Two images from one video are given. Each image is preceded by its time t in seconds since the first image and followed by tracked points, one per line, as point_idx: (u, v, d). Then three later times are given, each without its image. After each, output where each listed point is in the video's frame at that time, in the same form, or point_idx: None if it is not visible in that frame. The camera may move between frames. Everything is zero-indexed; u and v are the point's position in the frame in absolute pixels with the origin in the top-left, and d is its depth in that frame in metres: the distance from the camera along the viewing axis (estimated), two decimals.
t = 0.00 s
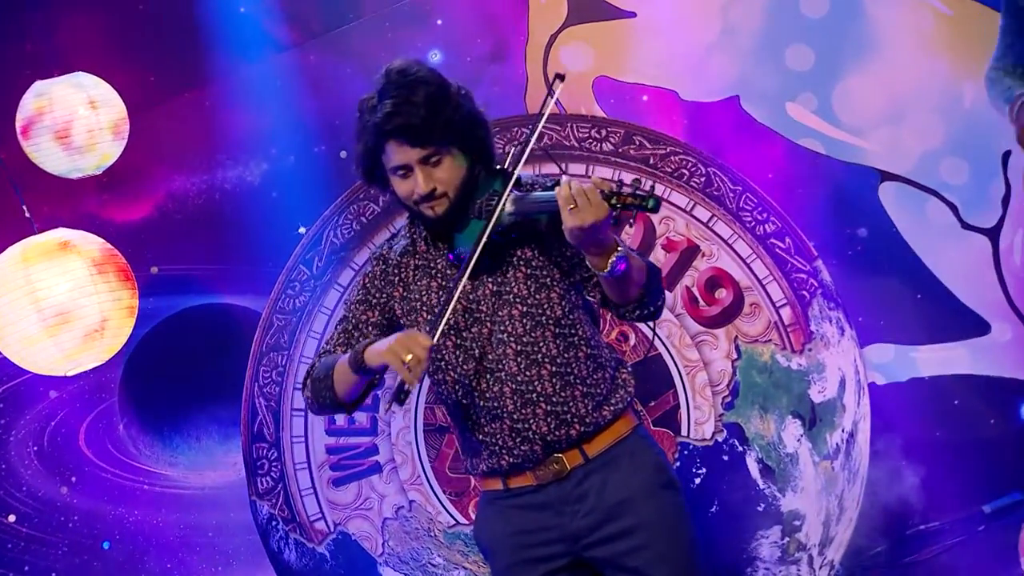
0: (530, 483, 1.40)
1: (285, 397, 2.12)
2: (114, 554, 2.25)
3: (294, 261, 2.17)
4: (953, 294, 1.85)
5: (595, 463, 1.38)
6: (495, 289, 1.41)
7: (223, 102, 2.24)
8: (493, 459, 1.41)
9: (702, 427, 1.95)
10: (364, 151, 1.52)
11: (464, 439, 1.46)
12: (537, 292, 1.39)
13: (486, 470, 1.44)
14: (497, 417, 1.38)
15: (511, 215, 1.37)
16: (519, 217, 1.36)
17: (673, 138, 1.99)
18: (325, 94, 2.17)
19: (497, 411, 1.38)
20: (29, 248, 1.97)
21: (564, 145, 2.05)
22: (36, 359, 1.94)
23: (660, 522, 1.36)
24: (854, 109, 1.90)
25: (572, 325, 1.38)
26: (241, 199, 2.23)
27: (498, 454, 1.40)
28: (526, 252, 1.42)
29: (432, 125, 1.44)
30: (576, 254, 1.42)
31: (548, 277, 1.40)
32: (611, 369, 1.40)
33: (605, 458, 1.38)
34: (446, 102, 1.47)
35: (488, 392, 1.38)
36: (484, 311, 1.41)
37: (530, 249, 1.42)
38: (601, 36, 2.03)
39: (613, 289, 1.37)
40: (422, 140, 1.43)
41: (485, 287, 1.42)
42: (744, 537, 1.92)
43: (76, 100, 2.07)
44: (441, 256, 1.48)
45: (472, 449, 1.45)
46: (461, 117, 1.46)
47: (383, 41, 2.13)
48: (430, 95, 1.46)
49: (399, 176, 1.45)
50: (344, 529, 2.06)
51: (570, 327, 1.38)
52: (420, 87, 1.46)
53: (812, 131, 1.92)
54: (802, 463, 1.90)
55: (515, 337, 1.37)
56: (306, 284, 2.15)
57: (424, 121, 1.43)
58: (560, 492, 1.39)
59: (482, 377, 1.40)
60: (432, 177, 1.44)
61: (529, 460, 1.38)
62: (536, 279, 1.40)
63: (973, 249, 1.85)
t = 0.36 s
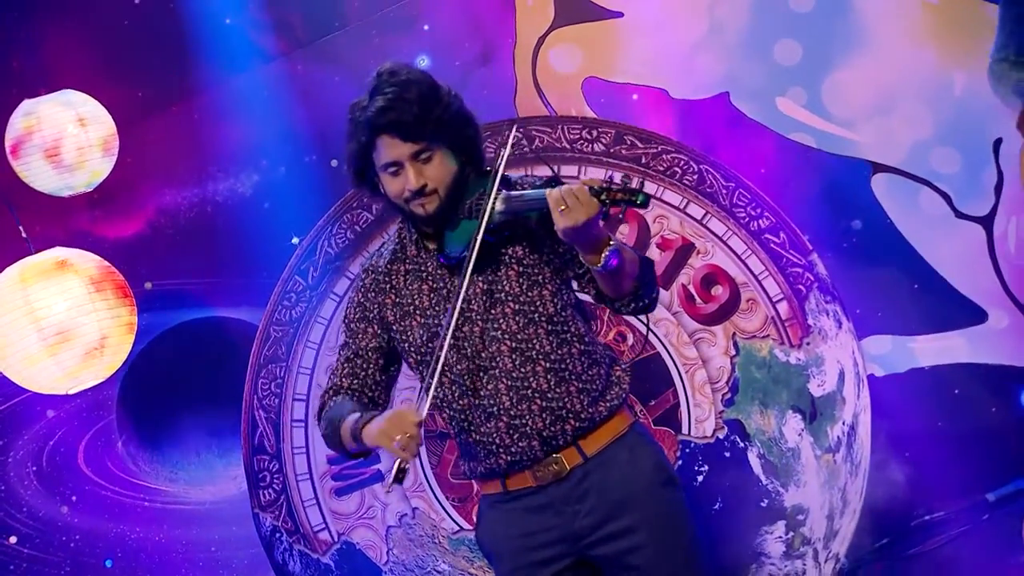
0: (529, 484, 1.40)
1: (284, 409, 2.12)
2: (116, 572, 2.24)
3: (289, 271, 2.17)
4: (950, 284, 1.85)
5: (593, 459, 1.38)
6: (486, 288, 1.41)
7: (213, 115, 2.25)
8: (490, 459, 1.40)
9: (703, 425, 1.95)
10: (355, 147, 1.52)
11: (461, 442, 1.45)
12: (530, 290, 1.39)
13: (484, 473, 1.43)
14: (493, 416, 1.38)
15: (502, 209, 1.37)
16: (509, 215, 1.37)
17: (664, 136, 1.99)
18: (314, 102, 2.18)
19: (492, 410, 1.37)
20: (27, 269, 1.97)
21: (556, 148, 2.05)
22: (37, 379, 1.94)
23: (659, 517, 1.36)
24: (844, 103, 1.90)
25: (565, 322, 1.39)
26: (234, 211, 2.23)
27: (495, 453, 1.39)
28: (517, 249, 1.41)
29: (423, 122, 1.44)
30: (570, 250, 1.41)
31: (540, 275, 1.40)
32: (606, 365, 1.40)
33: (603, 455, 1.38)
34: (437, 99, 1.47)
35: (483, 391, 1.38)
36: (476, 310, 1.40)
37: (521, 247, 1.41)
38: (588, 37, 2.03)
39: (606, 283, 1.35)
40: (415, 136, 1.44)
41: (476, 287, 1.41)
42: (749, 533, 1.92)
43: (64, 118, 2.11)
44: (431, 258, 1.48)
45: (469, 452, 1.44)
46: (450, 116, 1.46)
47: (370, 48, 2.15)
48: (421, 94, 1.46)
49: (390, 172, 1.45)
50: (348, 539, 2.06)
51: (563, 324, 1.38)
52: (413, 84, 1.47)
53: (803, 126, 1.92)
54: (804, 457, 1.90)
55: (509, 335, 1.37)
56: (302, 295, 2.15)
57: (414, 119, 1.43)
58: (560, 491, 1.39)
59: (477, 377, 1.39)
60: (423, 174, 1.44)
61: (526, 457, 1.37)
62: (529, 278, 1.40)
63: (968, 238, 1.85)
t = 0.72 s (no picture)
0: (532, 487, 1.43)
1: (287, 419, 2.15)
2: None
3: (288, 283, 2.20)
4: (937, 275, 1.89)
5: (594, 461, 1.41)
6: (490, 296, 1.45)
7: (206, 130, 2.28)
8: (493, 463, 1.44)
9: (698, 421, 1.99)
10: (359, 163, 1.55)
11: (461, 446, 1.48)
12: (530, 297, 1.43)
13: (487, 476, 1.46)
14: (496, 421, 1.41)
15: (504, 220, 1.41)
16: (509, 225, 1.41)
17: (651, 139, 2.03)
18: (306, 115, 2.22)
19: (495, 415, 1.41)
20: (32, 290, 2.00)
21: (546, 153, 2.09)
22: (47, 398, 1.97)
23: (660, 516, 1.39)
24: (827, 101, 1.94)
25: (564, 329, 1.42)
26: (231, 225, 2.26)
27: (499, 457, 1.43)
28: (517, 257, 1.45)
29: (424, 137, 1.47)
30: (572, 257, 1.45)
31: (540, 283, 1.43)
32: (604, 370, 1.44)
33: (603, 457, 1.41)
34: (438, 115, 1.50)
35: (486, 397, 1.42)
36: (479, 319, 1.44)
37: (522, 254, 1.44)
38: (574, 44, 2.07)
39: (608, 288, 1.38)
40: (420, 152, 1.47)
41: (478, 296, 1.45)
42: (748, 527, 1.95)
43: (61, 139, 2.15)
44: (430, 268, 1.50)
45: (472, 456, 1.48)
46: (452, 130, 1.49)
47: (359, 60, 2.18)
48: (422, 110, 1.48)
49: (394, 187, 1.48)
50: (354, 545, 2.09)
51: (562, 331, 1.41)
52: (413, 100, 1.49)
53: (787, 125, 1.95)
54: (800, 450, 1.93)
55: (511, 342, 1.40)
56: (300, 306, 2.18)
57: (416, 133, 1.46)
58: (562, 493, 1.42)
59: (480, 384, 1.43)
60: (427, 188, 1.47)
61: (529, 460, 1.41)
62: (529, 285, 1.43)
63: (953, 230, 1.89)
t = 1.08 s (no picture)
0: (532, 486, 1.46)
1: (292, 430, 2.18)
2: None
3: (288, 297, 2.23)
4: (926, 269, 1.92)
5: (592, 458, 1.44)
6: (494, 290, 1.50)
7: (202, 147, 2.32)
8: (491, 458, 1.47)
9: (696, 419, 2.02)
10: (385, 143, 1.72)
11: (460, 441, 1.51)
12: (531, 292, 1.48)
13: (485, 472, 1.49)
14: (493, 413, 1.45)
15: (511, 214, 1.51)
16: (517, 210, 1.51)
17: (641, 143, 2.06)
18: (301, 129, 2.25)
19: (493, 407, 1.45)
20: (41, 312, 2.03)
21: (538, 160, 2.12)
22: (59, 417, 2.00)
23: (659, 516, 1.42)
24: (812, 100, 1.98)
25: (563, 326, 1.46)
26: (230, 240, 2.29)
27: (496, 451, 1.46)
28: (521, 251, 1.50)
29: (448, 125, 1.67)
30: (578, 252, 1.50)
31: (542, 280, 1.48)
32: (602, 369, 1.47)
33: (600, 456, 1.44)
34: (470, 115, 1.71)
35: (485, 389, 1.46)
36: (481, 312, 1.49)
37: (526, 248, 1.50)
38: (562, 53, 2.11)
39: (608, 276, 1.45)
40: (444, 133, 1.66)
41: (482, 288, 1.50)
42: (749, 522, 1.98)
43: (60, 163, 2.19)
44: (435, 261, 1.56)
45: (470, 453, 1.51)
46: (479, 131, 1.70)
47: (350, 74, 2.22)
48: (456, 104, 1.69)
49: (411, 158, 1.65)
50: (362, 552, 2.12)
51: (562, 327, 1.46)
52: (451, 96, 1.71)
53: (773, 125, 1.99)
54: (797, 445, 1.96)
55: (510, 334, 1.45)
56: (301, 319, 2.21)
57: (447, 116, 1.66)
58: (562, 492, 1.45)
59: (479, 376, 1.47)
60: (441, 164, 1.63)
61: (525, 453, 1.44)
62: (532, 281, 1.48)
63: (940, 223, 1.92)
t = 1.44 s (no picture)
0: (545, 488, 1.50)
1: (300, 441, 2.21)
2: None
3: (293, 310, 2.27)
4: (917, 262, 1.95)
5: (603, 458, 1.48)
6: (500, 298, 1.54)
7: (206, 161, 2.36)
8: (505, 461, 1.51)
9: (698, 418, 2.06)
10: (390, 164, 1.73)
11: (475, 446, 1.55)
12: (538, 298, 1.52)
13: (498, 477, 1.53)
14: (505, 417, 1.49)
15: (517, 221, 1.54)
16: (523, 220, 1.53)
17: (633, 149, 2.10)
18: (299, 144, 2.29)
19: (505, 412, 1.49)
20: (55, 333, 2.07)
21: (535, 168, 2.16)
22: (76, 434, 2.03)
23: (670, 511, 1.46)
24: (800, 101, 2.01)
25: (571, 331, 1.51)
26: (232, 256, 2.33)
27: (509, 454, 1.50)
28: (526, 258, 1.54)
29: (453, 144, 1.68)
30: (583, 260, 1.53)
31: (548, 286, 1.52)
32: (610, 372, 1.51)
33: (611, 457, 1.48)
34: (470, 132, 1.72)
35: (497, 394, 1.50)
36: (490, 319, 1.53)
37: (531, 255, 1.54)
38: (553, 62, 2.15)
39: (613, 284, 1.49)
40: (450, 151, 1.67)
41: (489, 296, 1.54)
42: (753, 516, 2.02)
43: (63, 185, 2.23)
44: (444, 274, 1.61)
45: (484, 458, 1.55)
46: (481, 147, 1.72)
47: (346, 88, 2.26)
48: (457, 120, 1.72)
49: (418, 179, 1.65)
50: (373, 559, 2.15)
51: (569, 332, 1.50)
52: (451, 112, 1.73)
53: (763, 126, 2.03)
54: (797, 439, 2.00)
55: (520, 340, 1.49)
56: (306, 332, 2.25)
57: (449, 135, 1.68)
58: (575, 493, 1.49)
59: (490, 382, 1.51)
60: (448, 182, 1.63)
61: (538, 455, 1.48)
62: (538, 287, 1.52)
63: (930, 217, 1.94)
